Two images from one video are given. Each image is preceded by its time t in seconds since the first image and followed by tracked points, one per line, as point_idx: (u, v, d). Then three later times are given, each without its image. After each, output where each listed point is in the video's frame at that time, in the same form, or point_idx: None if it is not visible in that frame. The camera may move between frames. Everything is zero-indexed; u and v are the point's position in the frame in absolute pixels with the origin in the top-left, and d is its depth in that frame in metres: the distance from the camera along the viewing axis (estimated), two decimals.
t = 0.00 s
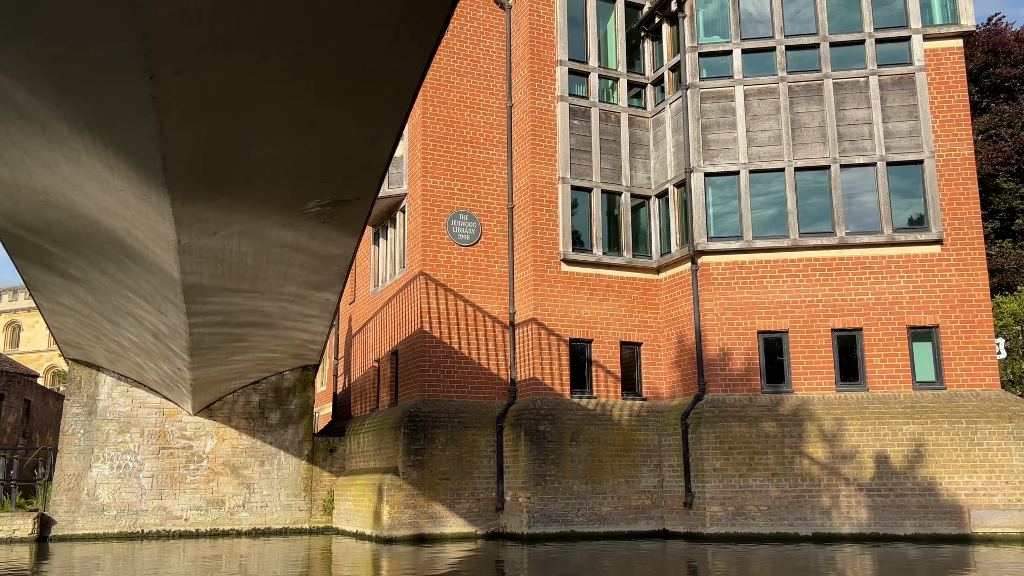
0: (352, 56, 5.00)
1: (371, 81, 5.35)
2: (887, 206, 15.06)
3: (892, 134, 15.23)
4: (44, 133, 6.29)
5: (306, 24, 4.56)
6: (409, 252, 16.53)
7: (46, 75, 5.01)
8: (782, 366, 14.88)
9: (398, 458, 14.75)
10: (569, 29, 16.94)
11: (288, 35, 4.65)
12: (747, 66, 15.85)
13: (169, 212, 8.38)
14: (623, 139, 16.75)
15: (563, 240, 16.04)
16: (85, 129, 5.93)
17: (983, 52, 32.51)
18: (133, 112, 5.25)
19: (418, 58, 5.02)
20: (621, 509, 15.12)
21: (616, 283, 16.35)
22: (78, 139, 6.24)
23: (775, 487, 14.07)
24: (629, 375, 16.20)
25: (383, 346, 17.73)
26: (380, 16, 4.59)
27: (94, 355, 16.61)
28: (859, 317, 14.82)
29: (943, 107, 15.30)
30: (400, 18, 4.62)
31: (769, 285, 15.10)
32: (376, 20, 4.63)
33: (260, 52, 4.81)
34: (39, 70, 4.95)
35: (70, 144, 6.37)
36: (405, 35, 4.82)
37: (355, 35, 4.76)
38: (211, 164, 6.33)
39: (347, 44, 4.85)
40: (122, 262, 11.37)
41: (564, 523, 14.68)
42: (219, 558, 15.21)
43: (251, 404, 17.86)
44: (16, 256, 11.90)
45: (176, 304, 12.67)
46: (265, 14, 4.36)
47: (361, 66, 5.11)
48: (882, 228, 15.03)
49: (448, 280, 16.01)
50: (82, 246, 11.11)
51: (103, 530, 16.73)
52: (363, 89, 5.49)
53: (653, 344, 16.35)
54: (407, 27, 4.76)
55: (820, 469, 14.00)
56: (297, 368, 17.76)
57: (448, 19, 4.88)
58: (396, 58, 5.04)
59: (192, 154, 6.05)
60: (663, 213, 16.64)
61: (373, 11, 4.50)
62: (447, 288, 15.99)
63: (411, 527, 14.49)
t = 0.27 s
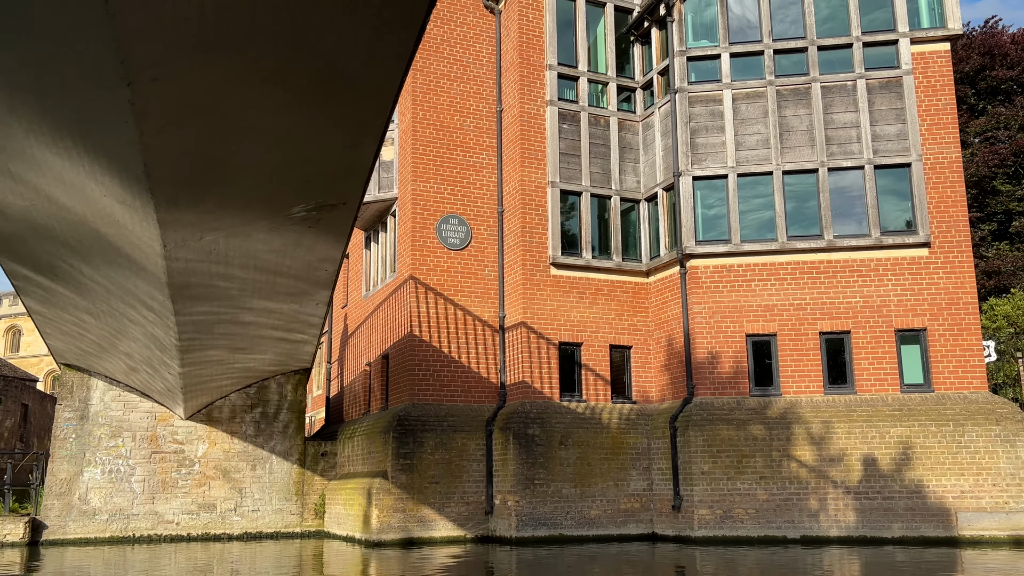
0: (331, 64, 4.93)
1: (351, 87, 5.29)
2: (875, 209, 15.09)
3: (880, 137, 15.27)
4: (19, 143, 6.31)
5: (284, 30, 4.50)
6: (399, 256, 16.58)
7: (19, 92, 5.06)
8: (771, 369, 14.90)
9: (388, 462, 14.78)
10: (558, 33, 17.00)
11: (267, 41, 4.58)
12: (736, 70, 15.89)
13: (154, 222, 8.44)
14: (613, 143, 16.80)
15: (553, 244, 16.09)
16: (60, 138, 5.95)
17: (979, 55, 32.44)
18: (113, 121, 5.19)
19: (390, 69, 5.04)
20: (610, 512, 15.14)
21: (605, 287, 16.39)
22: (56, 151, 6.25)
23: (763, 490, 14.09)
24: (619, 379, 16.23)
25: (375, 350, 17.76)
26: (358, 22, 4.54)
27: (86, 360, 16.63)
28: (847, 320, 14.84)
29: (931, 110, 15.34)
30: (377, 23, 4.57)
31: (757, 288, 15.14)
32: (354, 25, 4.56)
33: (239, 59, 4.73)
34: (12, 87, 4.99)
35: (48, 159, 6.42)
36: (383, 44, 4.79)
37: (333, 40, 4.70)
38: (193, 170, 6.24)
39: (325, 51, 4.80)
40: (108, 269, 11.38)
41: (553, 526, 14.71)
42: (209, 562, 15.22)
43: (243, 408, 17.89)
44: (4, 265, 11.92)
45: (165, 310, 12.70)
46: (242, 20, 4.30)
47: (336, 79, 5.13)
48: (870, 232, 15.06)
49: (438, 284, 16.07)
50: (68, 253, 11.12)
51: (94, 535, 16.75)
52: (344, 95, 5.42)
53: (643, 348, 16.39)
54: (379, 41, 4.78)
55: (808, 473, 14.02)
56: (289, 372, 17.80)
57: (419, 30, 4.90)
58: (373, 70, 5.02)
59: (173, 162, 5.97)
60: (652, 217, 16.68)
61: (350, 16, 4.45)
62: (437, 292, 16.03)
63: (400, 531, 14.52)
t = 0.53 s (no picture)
0: (312, 70, 4.81)
1: (335, 95, 5.16)
2: (865, 213, 15.10)
3: (870, 141, 15.29)
4: None
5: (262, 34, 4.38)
6: (391, 261, 16.60)
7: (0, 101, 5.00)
8: (761, 373, 14.90)
9: (379, 467, 14.81)
10: (549, 39, 17.06)
11: (246, 46, 4.47)
12: (726, 75, 15.92)
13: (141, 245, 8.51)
14: (604, 148, 16.85)
15: (544, 248, 16.12)
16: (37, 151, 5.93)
17: (977, 57, 32.46)
18: (95, 127, 5.09)
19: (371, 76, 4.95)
20: (602, 516, 15.16)
21: (597, 291, 16.42)
22: (37, 162, 6.24)
23: (753, 494, 14.11)
24: (610, 383, 16.25)
25: (368, 355, 17.79)
26: (336, 27, 4.42)
27: (80, 366, 16.68)
28: (837, 324, 14.85)
29: (921, 113, 15.37)
30: (358, 26, 4.44)
31: (748, 292, 15.15)
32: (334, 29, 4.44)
33: (220, 66, 4.62)
34: None
35: (29, 170, 6.44)
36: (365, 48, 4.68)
37: (314, 46, 4.58)
38: (179, 177, 6.12)
39: (308, 58, 4.68)
40: (98, 278, 11.42)
41: (544, 531, 14.73)
42: (202, 567, 15.27)
43: (237, 413, 17.93)
44: None
45: (156, 318, 12.73)
46: (220, 24, 4.19)
47: (319, 86, 5.02)
48: (860, 235, 15.06)
49: (429, 289, 16.08)
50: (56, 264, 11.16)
51: (88, 540, 16.80)
52: (329, 105, 5.35)
53: (634, 352, 16.41)
54: (360, 48, 4.68)
55: (798, 476, 14.02)
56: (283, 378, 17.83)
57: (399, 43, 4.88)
58: (356, 75, 4.91)
59: (157, 169, 5.85)
60: (643, 221, 16.71)
61: (330, 18, 4.31)
62: (429, 296, 16.05)
63: (391, 536, 14.55)
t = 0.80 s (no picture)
0: (296, 70, 4.71)
1: (321, 95, 5.06)
2: (856, 217, 15.12)
3: (861, 145, 15.32)
4: None
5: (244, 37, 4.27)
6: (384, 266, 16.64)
7: None
8: (753, 377, 14.91)
9: (371, 472, 14.84)
10: (541, 44, 17.12)
11: (229, 49, 4.35)
12: (717, 79, 15.96)
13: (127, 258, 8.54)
14: (597, 153, 16.90)
15: (536, 253, 16.17)
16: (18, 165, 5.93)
17: (976, 60, 32.46)
18: (79, 138, 4.97)
19: (354, 77, 4.87)
20: (594, 521, 15.18)
21: (589, 295, 16.46)
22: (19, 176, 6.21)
23: (744, 498, 14.12)
24: (603, 387, 16.27)
25: (362, 360, 17.83)
26: (320, 26, 4.33)
27: (76, 372, 16.75)
28: (829, 328, 14.86)
29: (911, 117, 15.40)
30: (341, 26, 4.34)
31: (739, 296, 15.16)
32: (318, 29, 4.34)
33: (203, 71, 4.50)
34: None
35: (12, 183, 6.46)
36: (349, 47, 4.58)
37: (297, 46, 4.47)
38: (166, 186, 6.05)
39: (292, 58, 4.57)
40: (88, 287, 11.46)
41: (536, 535, 14.75)
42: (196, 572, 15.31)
43: (232, 419, 17.98)
44: None
45: (148, 325, 12.78)
46: (201, 28, 4.07)
47: (303, 86, 4.92)
48: (851, 239, 15.08)
49: (422, 294, 16.12)
50: (47, 272, 11.22)
51: (83, 545, 16.85)
52: (313, 109, 5.29)
53: (627, 356, 16.44)
54: (345, 46, 4.58)
55: (790, 480, 14.03)
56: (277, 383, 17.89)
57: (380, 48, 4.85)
58: (339, 73, 4.82)
59: (143, 176, 5.73)
60: (636, 226, 16.75)
61: (314, 18, 4.21)
62: (421, 301, 16.08)
63: (384, 541, 14.57)
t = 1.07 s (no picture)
0: (278, 78, 4.56)
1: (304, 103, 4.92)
2: (846, 221, 15.14)
3: (850, 149, 15.35)
4: None
5: (222, 41, 4.12)
6: (376, 272, 16.67)
7: None
8: (743, 382, 14.93)
9: (362, 477, 14.86)
10: (532, 50, 17.18)
11: (207, 54, 4.20)
12: (707, 85, 16.01)
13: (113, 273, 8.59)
14: (588, 158, 16.95)
15: (527, 258, 16.21)
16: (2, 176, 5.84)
17: (973, 63, 32.47)
18: (56, 147, 4.79)
19: (337, 88, 4.75)
20: (585, 526, 15.19)
21: (580, 300, 16.49)
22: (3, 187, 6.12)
23: (734, 502, 14.13)
24: (595, 392, 16.29)
25: (354, 366, 17.86)
26: (300, 34, 4.19)
27: (69, 378, 16.79)
28: (818, 332, 14.87)
29: (901, 122, 15.44)
30: (321, 34, 4.21)
31: (729, 300, 15.18)
32: (299, 35, 4.19)
33: (182, 77, 4.35)
34: None
35: None
36: (332, 56, 4.46)
37: (278, 53, 4.33)
38: (152, 198, 5.92)
39: (274, 66, 4.42)
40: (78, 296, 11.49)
41: (527, 540, 14.76)
42: None
43: (225, 424, 18.01)
44: None
45: (140, 332, 12.81)
46: (177, 30, 3.92)
47: (285, 94, 4.77)
48: (841, 243, 15.11)
49: (414, 300, 16.15)
50: (36, 283, 11.26)
51: (76, 551, 16.88)
52: (299, 119, 5.15)
53: (619, 361, 16.47)
54: (327, 54, 4.43)
55: (780, 485, 14.04)
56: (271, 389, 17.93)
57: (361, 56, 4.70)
58: (322, 82, 4.68)
59: (124, 188, 5.55)
60: (627, 231, 16.80)
61: (294, 23, 4.07)
62: (413, 307, 16.11)
63: (375, 547, 14.59)
